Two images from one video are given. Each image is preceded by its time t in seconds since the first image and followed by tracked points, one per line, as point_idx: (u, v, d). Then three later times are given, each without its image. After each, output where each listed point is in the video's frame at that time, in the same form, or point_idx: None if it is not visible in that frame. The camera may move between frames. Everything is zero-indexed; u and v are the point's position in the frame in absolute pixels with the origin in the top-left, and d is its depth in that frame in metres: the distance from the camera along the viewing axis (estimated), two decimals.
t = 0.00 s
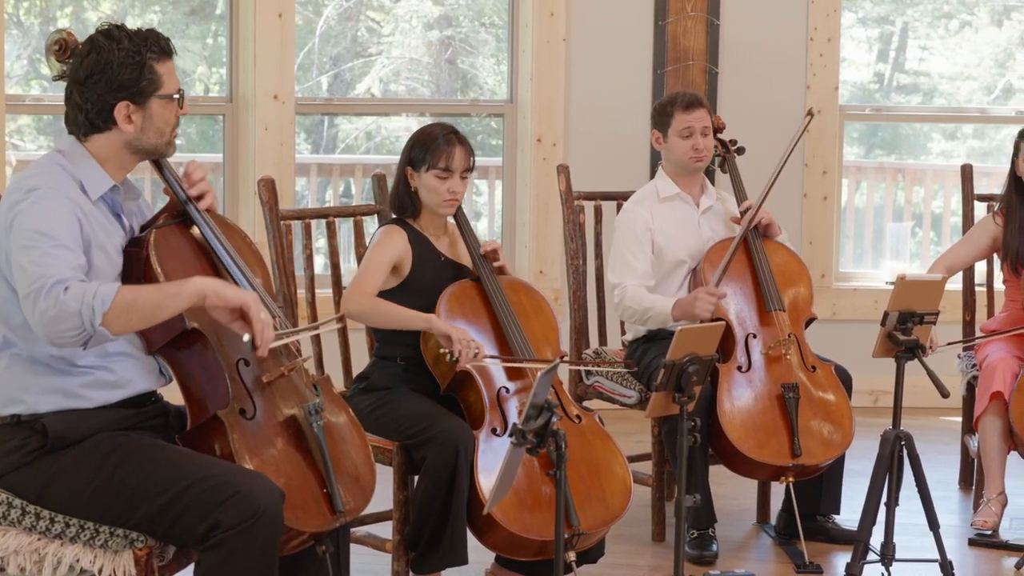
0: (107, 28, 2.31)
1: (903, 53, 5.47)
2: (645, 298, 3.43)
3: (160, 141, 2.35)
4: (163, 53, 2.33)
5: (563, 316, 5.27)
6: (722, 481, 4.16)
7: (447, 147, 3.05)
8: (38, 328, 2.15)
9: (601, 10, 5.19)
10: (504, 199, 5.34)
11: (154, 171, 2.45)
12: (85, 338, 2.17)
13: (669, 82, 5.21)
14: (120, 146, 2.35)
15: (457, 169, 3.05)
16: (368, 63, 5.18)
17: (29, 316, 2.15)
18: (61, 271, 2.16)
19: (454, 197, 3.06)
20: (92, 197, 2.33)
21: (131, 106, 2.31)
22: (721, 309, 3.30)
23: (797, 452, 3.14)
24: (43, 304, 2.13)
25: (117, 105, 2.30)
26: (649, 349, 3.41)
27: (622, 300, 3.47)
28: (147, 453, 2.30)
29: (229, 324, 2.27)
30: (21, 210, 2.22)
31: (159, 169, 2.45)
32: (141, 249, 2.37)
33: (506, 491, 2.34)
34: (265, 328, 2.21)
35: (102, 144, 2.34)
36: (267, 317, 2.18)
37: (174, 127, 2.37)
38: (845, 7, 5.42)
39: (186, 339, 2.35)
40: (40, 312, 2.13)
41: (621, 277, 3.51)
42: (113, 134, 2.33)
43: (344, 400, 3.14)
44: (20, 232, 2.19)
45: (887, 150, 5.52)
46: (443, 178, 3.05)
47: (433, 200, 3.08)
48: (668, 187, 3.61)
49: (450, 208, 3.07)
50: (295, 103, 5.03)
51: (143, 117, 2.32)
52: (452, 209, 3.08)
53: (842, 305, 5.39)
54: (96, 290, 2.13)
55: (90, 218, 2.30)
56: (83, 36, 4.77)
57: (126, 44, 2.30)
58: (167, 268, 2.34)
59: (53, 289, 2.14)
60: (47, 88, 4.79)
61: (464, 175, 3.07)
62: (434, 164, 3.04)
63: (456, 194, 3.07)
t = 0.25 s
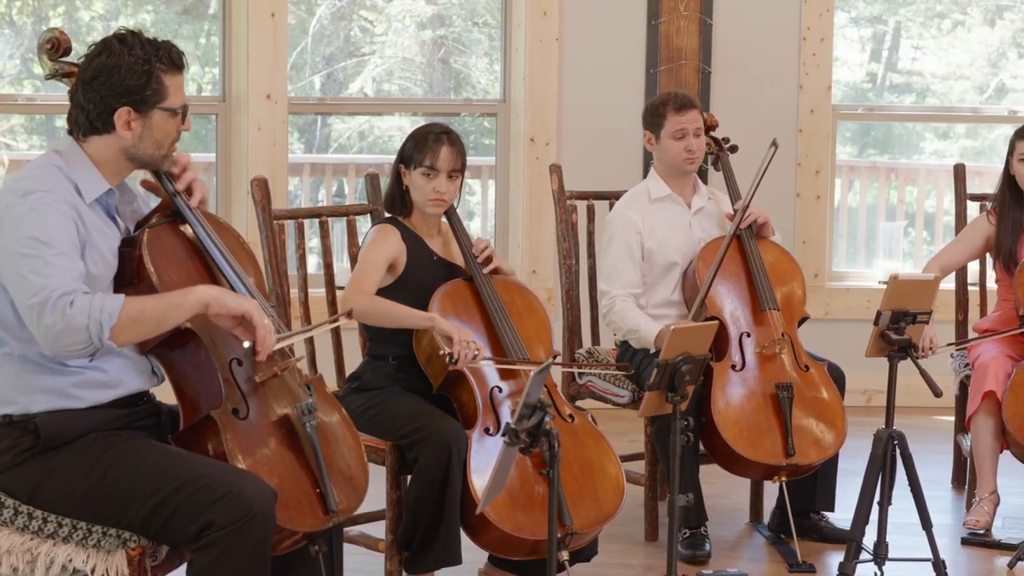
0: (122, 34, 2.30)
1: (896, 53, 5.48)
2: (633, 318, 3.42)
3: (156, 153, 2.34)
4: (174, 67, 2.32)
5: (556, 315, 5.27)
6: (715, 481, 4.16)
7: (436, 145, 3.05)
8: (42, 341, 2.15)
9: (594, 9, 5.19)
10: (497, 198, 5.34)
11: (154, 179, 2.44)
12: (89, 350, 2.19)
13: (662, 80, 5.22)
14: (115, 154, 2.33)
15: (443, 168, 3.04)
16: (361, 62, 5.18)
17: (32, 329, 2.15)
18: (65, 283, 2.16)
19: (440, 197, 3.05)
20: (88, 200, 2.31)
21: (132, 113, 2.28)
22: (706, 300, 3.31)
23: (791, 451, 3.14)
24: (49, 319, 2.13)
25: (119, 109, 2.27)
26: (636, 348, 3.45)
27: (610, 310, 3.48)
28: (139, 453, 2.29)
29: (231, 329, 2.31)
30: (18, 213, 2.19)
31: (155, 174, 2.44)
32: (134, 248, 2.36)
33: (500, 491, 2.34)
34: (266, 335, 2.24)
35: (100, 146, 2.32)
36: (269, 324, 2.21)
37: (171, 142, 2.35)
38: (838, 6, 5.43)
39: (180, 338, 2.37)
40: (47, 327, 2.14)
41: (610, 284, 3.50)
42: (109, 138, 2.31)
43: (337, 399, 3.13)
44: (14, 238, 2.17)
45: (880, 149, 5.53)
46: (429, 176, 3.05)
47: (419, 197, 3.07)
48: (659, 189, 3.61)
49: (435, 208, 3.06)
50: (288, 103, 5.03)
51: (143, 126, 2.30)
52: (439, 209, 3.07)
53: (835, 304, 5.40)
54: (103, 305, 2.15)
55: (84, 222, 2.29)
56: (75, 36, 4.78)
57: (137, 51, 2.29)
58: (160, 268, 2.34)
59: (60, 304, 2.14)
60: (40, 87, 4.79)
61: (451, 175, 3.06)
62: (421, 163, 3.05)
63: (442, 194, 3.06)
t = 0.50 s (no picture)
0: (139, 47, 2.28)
1: (889, 52, 5.48)
2: (627, 321, 3.41)
3: (148, 169, 2.30)
4: (184, 92, 2.28)
5: (549, 315, 5.27)
6: (709, 479, 4.16)
7: (430, 145, 3.04)
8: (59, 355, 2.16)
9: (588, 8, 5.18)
10: (490, 197, 5.34)
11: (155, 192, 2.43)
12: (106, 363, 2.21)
13: (655, 80, 5.21)
14: (110, 161, 2.31)
15: (437, 168, 3.03)
16: (353, 62, 5.18)
17: (49, 343, 2.15)
18: (79, 296, 2.16)
19: (434, 196, 3.05)
20: (84, 204, 2.29)
21: (130, 122, 2.25)
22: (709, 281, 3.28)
23: (784, 450, 3.14)
24: (68, 336, 2.14)
25: (117, 116, 2.24)
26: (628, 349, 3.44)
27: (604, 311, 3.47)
28: (131, 452, 2.29)
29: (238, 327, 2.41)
30: (19, 217, 2.19)
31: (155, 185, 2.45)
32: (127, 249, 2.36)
33: (494, 490, 2.34)
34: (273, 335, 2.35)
35: (98, 152, 2.31)
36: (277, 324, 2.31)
37: (166, 164, 2.30)
38: (831, 5, 5.43)
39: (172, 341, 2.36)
40: (65, 343, 2.15)
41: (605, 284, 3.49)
42: (106, 143, 2.29)
43: (330, 399, 3.13)
44: (21, 244, 2.17)
45: (873, 149, 5.53)
46: (423, 176, 3.05)
47: (413, 196, 3.07)
48: (652, 188, 3.61)
49: (429, 208, 3.06)
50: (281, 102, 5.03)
51: (139, 138, 2.26)
52: (432, 208, 3.07)
53: (827, 303, 5.40)
54: (121, 320, 2.17)
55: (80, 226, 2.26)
56: (68, 36, 4.79)
57: (150, 65, 2.26)
58: (150, 268, 2.33)
59: (77, 320, 2.15)
60: (33, 87, 4.80)
61: (445, 175, 3.05)
62: (415, 162, 3.04)
63: (436, 194, 3.05)
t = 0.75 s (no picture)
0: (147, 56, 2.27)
1: (880, 51, 5.48)
2: (622, 321, 3.40)
3: (137, 176, 2.28)
4: (181, 103, 2.26)
5: (541, 314, 5.28)
6: (700, 479, 4.16)
7: (425, 146, 3.01)
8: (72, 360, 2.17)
9: (579, 8, 5.18)
10: (481, 197, 5.35)
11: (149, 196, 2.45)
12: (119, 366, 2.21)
13: (646, 79, 5.21)
14: (102, 165, 2.29)
15: (431, 169, 3.00)
16: (345, 61, 5.17)
17: (63, 348, 2.16)
18: (89, 302, 2.17)
19: (428, 199, 3.02)
20: (78, 205, 2.27)
21: (123, 126, 2.23)
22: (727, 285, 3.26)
23: (775, 450, 3.14)
24: (82, 343, 2.15)
25: (111, 118, 2.23)
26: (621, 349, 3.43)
27: (598, 310, 3.45)
28: (121, 451, 2.29)
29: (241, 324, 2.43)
30: (17, 219, 2.16)
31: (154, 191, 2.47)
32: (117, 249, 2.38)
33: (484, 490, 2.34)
34: (273, 332, 2.35)
35: (89, 153, 2.29)
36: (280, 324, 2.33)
37: (156, 173, 2.28)
38: (821, 5, 5.43)
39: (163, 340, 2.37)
40: (79, 349, 2.15)
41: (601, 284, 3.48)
42: (99, 145, 2.28)
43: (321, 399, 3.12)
44: (25, 248, 2.15)
45: (864, 148, 5.53)
46: (417, 177, 3.01)
47: (406, 196, 3.04)
48: (648, 188, 3.59)
49: (423, 209, 3.03)
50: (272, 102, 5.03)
51: (130, 144, 2.25)
52: (425, 210, 3.03)
53: (818, 302, 5.40)
54: (135, 327, 2.17)
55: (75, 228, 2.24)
56: (58, 36, 4.79)
57: (150, 72, 2.24)
58: (141, 268, 2.33)
59: (91, 327, 2.15)
60: (23, 86, 4.81)
61: (439, 175, 3.02)
62: (409, 163, 3.01)
63: (430, 195, 3.02)
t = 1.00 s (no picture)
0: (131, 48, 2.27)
1: (871, 51, 5.49)
2: (619, 319, 3.37)
3: (120, 167, 2.27)
4: (161, 91, 2.25)
5: (532, 314, 5.28)
6: (691, 478, 4.16)
7: (418, 146, 3.01)
8: (79, 343, 2.17)
9: (570, 8, 5.19)
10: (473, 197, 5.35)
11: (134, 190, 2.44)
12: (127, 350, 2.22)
13: (637, 79, 5.22)
14: (87, 159, 2.29)
15: (424, 170, 3.00)
16: (335, 61, 5.17)
17: (71, 330, 2.16)
18: (92, 286, 2.18)
19: (421, 198, 3.02)
20: (68, 198, 2.27)
21: (103, 116, 2.22)
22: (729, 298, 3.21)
23: (768, 449, 3.13)
24: (92, 323, 2.15)
25: (91, 108, 2.22)
26: (616, 349, 3.41)
27: (598, 311, 3.41)
28: (113, 452, 2.29)
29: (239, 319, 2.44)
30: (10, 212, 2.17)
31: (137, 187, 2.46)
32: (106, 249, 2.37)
33: (475, 490, 2.34)
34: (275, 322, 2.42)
35: (75, 147, 2.29)
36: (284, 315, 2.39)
37: (139, 163, 2.27)
38: (812, 5, 5.44)
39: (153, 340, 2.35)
40: (88, 330, 2.16)
41: (599, 283, 3.44)
42: (81, 138, 2.27)
43: (313, 399, 3.11)
44: (19, 238, 2.16)
45: (855, 147, 5.54)
46: (409, 177, 3.01)
47: (399, 197, 3.04)
48: (644, 188, 3.57)
49: (415, 209, 3.02)
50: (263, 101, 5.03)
51: (111, 134, 2.24)
52: (417, 211, 3.03)
53: (809, 302, 5.40)
54: (145, 309, 2.18)
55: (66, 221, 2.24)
56: (48, 35, 4.78)
57: (129, 62, 2.24)
58: (131, 267, 2.33)
59: (100, 308, 2.16)
60: (14, 86, 4.80)
61: (433, 176, 3.02)
62: (402, 163, 3.00)
63: (423, 196, 3.02)
